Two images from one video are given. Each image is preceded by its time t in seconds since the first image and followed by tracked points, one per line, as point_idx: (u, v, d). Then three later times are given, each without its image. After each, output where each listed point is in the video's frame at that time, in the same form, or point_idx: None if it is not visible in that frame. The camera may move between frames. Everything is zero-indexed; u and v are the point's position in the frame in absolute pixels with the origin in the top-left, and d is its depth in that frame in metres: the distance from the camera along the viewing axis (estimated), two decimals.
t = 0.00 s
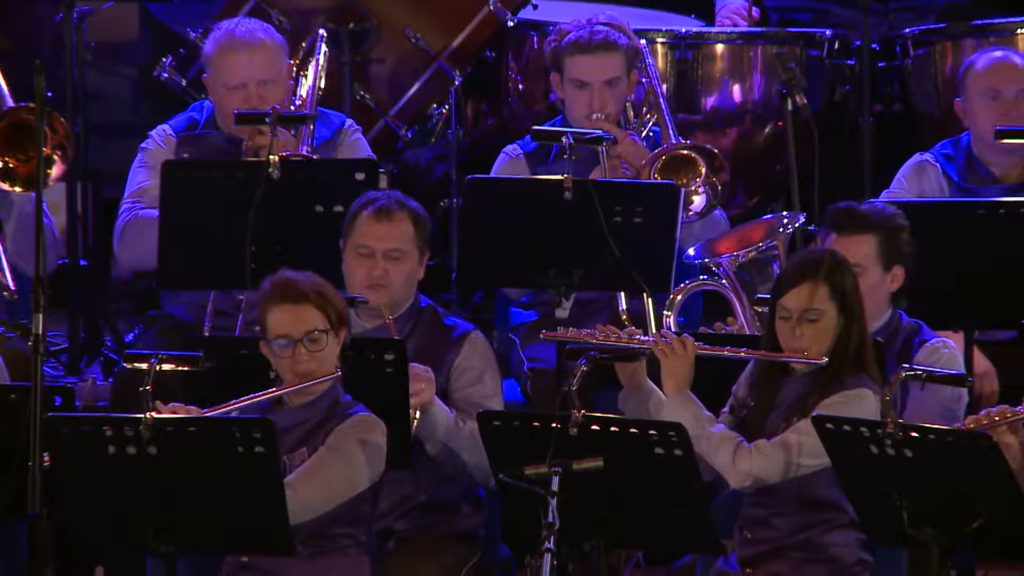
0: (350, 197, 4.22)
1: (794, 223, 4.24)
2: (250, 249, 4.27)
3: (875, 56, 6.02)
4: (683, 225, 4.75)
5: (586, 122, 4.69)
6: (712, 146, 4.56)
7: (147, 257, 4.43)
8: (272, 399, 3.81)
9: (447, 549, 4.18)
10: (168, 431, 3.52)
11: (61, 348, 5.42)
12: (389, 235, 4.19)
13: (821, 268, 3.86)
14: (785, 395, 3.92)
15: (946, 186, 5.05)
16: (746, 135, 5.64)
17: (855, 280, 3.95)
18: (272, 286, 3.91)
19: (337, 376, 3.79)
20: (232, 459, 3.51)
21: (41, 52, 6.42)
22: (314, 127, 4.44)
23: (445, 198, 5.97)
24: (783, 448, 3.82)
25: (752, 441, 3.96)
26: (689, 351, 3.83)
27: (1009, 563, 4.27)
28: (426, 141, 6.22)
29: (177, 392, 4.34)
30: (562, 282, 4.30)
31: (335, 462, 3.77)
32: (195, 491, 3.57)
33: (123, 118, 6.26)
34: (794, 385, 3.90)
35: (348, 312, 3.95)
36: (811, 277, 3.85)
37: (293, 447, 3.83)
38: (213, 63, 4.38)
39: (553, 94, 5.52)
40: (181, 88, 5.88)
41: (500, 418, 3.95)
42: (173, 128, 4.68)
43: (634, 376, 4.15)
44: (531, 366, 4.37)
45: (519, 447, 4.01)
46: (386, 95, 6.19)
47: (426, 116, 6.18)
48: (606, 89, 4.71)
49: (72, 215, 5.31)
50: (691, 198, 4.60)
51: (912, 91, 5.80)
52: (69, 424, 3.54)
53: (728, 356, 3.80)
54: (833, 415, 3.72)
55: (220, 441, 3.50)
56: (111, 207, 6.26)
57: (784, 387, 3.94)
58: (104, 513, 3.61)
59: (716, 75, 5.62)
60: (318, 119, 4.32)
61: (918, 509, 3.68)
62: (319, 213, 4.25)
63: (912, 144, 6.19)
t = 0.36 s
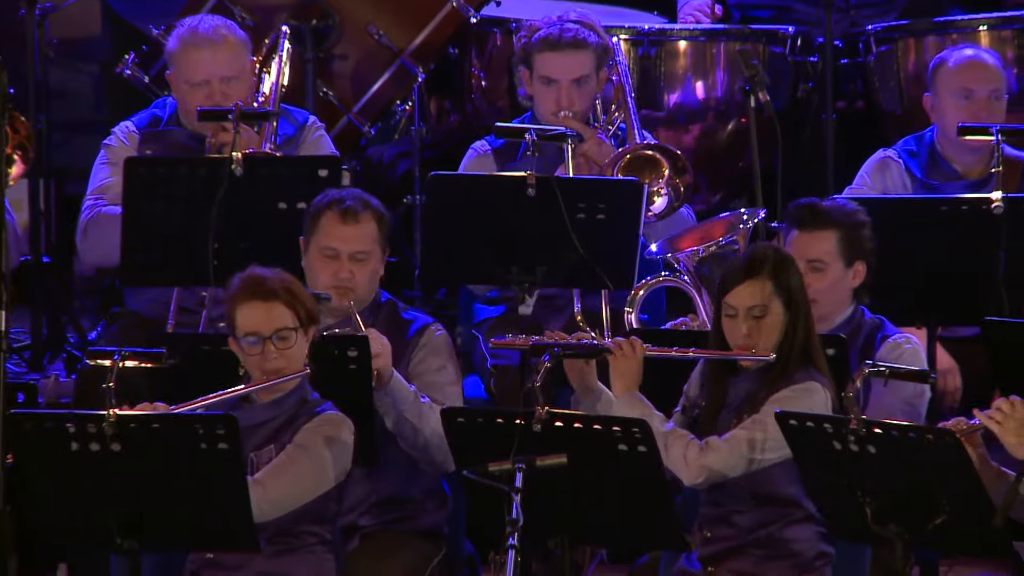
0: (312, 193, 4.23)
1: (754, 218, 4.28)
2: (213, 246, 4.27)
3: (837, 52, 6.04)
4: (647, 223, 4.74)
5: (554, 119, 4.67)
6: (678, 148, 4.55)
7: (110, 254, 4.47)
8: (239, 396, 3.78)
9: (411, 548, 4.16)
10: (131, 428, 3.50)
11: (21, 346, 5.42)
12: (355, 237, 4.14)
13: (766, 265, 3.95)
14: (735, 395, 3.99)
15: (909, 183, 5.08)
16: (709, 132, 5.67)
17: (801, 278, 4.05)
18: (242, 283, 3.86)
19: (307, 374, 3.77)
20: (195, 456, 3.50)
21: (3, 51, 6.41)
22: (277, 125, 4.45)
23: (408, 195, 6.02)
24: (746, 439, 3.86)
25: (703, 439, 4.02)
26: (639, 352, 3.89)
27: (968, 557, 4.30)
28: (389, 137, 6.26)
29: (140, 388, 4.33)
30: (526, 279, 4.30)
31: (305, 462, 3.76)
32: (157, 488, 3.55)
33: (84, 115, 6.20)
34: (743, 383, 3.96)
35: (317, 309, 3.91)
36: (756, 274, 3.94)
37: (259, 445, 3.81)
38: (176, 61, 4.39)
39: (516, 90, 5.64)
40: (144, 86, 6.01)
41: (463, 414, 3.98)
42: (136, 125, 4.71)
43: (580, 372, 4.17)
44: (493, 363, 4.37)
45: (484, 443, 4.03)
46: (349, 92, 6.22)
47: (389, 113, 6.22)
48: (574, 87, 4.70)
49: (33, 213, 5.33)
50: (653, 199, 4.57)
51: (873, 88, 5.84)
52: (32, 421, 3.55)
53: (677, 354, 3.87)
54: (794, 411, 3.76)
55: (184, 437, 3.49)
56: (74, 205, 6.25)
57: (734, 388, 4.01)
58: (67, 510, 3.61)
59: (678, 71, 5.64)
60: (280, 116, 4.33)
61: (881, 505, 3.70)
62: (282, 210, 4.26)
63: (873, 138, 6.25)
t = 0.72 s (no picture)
0: (278, 193, 4.23)
1: (718, 218, 4.36)
2: (179, 245, 4.27)
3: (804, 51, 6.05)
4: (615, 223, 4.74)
5: (521, 119, 4.67)
6: (648, 149, 4.53)
7: (75, 254, 4.50)
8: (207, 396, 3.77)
9: (379, 547, 4.16)
10: (97, 428, 3.50)
11: None
12: (325, 242, 4.16)
13: (703, 268, 4.01)
14: (681, 398, 4.04)
15: (875, 182, 5.09)
16: (676, 131, 5.69)
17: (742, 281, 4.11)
18: (211, 282, 3.87)
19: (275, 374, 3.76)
20: (162, 456, 3.50)
21: None
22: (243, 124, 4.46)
23: (375, 193, 6.06)
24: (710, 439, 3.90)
25: (655, 446, 4.07)
26: (585, 364, 3.93)
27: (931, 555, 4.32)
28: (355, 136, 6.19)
29: (106, 387, 4.33)
30: (492, 278, 4.30)
31: (273, 461, 3.75)
32: (124, 488, 3.55)
33: (48, 114, 6.22)
34: (689, 387, 4.02)
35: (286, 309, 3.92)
36: (693, 278, 3.99)
37: (228, 445, 3.80)
38: (144, 60, 4.43)
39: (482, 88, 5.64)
40: (110, 85, 5.89)
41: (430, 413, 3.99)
42: (102, 124, 4.75)
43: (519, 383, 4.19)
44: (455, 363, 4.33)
45: (450, 442, 4.03)
46: (315, 91, 6.07)
47: (355, 112, 6.13)
48: (542, 87, 4.70)
49: None
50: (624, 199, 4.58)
51: (839, 87, 5.86)
52: None
53: (622, 364, 3.91)
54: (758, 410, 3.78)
55: (150, 436, 3.49)
56: (40, 204, 6.23)
57: (678, 391, 4.06)
58: (33, 511, 3.60)
59: (645, 71, 5.67)
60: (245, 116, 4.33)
61: (848, 505, 3.72)
62: (249, 210, 4.26)
63: (839, 137, 6.25)
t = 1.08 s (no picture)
0: (249, 188, 4.23)
1: (689, 213, 4.34)
2: (149, 240, 4.27)
3: (775, 47, 6.03)
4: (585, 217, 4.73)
5: (490, 115, 4.70)
6: (614, 144, 4.55)
7: (46, 248, 4.53)
8: (174, 393, 3.78)
9: (350, 542, 4.17)
10: (68, 424, 3.50)
11: None
12: (304, 242, 4.12)
13: (663, 266, 4.02)
14: (644, 396, 4.05)
15: (846, 178, 5.11)
16: (646, 127, 5.70)
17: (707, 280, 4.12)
18: (170, 281, 3.87)
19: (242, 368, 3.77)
20: (132, 452, 3.49)
21: None
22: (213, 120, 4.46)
23: (347, 189, 6.07)
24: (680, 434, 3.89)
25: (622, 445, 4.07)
26: (548, 364, 3.93)
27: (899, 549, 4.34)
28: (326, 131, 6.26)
29: (76, 383, 4.34)
30: (464, 274, 4.30)
31: (242, 456, 3.75)
32: (94, 484, 3.54)
33: (18, 109, 6.22)
34: (653, 385, 4.02)
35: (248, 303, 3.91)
36: (654, 276, 4.00)
37: (196, 440, 3.81)
38: (113, 55, 4.46)
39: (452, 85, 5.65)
40: (80, 81, 5.79)
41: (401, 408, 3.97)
42: (73, 119, 4.81)
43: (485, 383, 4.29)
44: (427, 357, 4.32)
45: (420, 437, 4.02)
46: (287, 87, 6.02)
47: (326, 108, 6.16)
48: (510, 83, 4.71)
49: None
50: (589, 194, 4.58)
51: (810, 82, 5.85)
52: None
53: (583, 361, 3.93)
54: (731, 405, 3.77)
55: (121, 432, 3.48)
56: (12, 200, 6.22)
57: (642, 389, 4.07)
58: (4, 506, 3.60)
59: (616, 66, 5.67)
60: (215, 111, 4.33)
61: (819, 499, 3.74)
62: (220, 205, 4.26)
63: (810, 132, 6.28)
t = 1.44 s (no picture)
0: (218, 184, 4.21)
1: (660, 208, 4.31)
2: (119, 236, 4.26)
3: (744, 42, 6.07)
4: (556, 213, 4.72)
5: (462, 109, 4.69)
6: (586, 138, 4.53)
7: (13, 243, 4.53)
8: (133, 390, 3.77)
9: (319, 538, 4.17)
10: (37, 420, 3.49)
11: None
12: (275, 239, 4.03)
13: (643, 256, 4.03)
14: (623, 387, 4.05)
15: (816, 173, 5.13)
16: (616, 123, 5.74)
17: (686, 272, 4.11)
18: (120, 278, 3.87)
19: (197, 361, 3.77)
20: (101, 448, 3.48)
21: None
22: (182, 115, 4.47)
23: (315, 184, 6.07)
24: (653, 427, 3.91)
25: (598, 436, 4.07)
26: (527, 354, 3.96)
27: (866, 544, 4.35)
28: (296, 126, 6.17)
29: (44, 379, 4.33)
30: (433, 269, 4.29)
31: (205, 451, 3.77)
32: (63, 480, 3.53)
33: None
34: (630, 376, 4.03)
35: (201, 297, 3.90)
36: (635, 267, 4.02)
37: (157, 434, 3.81)
38: (82, 50, 4.51)
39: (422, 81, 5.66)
40: (48, 76, 5.87)
41: (371, 405, 3.95)
42: (41, 115, 4.82)
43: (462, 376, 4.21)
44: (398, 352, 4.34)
45: (390, 434, 3.99)
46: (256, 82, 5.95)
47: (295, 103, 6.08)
48: (482, 77, 4.71)
49: None
50: (562, 188, 4.55)
51: (779, 78, 5.87)
52: None
53: (562, 351, 3.92)
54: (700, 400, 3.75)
55: (90, 429, 3.47)
56: None
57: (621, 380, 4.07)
58: None
59: (586, 61, 5.71)
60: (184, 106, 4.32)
61: (788, 496, 3.74)
62: (189, 200, 4.25)
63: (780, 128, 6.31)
